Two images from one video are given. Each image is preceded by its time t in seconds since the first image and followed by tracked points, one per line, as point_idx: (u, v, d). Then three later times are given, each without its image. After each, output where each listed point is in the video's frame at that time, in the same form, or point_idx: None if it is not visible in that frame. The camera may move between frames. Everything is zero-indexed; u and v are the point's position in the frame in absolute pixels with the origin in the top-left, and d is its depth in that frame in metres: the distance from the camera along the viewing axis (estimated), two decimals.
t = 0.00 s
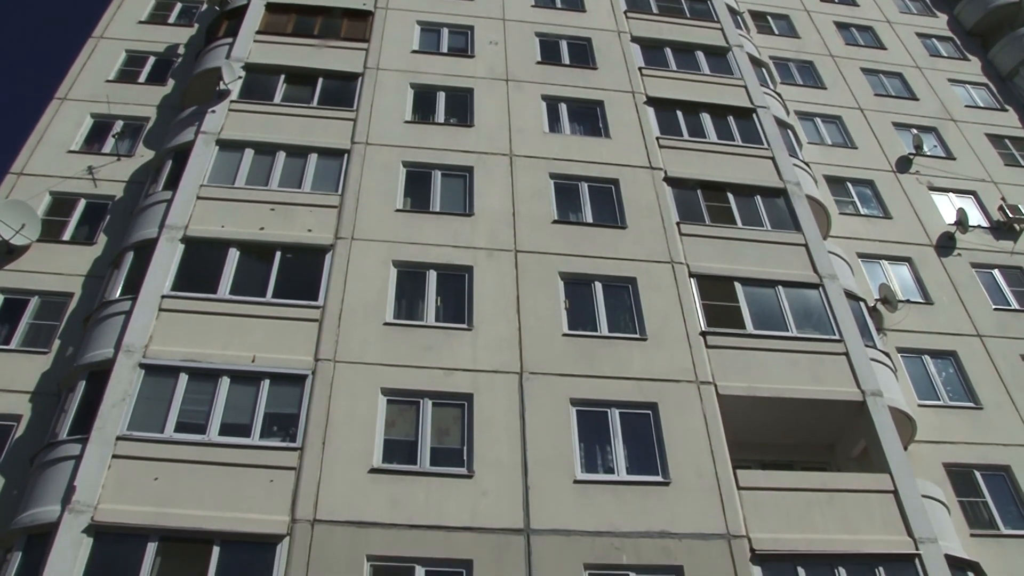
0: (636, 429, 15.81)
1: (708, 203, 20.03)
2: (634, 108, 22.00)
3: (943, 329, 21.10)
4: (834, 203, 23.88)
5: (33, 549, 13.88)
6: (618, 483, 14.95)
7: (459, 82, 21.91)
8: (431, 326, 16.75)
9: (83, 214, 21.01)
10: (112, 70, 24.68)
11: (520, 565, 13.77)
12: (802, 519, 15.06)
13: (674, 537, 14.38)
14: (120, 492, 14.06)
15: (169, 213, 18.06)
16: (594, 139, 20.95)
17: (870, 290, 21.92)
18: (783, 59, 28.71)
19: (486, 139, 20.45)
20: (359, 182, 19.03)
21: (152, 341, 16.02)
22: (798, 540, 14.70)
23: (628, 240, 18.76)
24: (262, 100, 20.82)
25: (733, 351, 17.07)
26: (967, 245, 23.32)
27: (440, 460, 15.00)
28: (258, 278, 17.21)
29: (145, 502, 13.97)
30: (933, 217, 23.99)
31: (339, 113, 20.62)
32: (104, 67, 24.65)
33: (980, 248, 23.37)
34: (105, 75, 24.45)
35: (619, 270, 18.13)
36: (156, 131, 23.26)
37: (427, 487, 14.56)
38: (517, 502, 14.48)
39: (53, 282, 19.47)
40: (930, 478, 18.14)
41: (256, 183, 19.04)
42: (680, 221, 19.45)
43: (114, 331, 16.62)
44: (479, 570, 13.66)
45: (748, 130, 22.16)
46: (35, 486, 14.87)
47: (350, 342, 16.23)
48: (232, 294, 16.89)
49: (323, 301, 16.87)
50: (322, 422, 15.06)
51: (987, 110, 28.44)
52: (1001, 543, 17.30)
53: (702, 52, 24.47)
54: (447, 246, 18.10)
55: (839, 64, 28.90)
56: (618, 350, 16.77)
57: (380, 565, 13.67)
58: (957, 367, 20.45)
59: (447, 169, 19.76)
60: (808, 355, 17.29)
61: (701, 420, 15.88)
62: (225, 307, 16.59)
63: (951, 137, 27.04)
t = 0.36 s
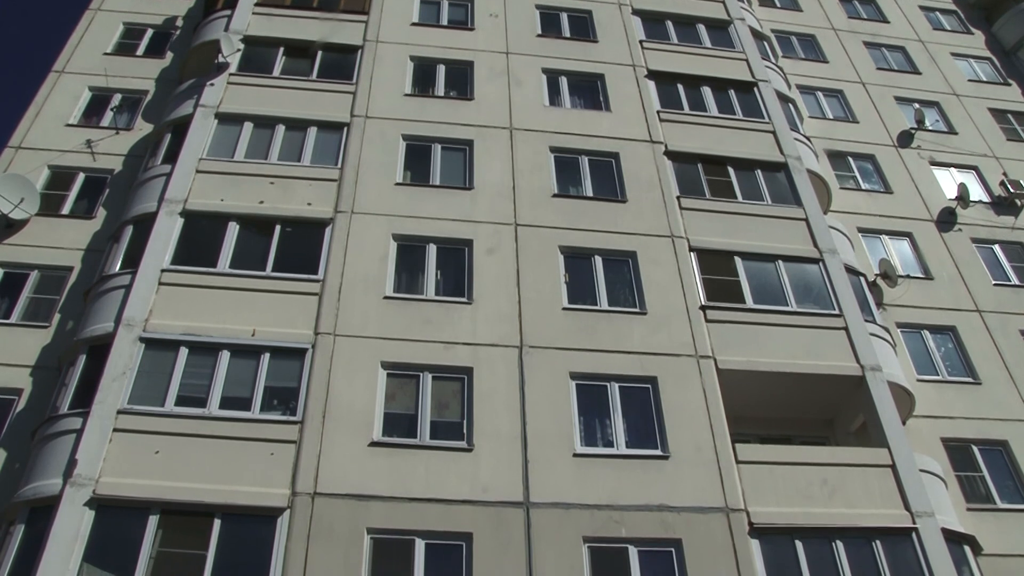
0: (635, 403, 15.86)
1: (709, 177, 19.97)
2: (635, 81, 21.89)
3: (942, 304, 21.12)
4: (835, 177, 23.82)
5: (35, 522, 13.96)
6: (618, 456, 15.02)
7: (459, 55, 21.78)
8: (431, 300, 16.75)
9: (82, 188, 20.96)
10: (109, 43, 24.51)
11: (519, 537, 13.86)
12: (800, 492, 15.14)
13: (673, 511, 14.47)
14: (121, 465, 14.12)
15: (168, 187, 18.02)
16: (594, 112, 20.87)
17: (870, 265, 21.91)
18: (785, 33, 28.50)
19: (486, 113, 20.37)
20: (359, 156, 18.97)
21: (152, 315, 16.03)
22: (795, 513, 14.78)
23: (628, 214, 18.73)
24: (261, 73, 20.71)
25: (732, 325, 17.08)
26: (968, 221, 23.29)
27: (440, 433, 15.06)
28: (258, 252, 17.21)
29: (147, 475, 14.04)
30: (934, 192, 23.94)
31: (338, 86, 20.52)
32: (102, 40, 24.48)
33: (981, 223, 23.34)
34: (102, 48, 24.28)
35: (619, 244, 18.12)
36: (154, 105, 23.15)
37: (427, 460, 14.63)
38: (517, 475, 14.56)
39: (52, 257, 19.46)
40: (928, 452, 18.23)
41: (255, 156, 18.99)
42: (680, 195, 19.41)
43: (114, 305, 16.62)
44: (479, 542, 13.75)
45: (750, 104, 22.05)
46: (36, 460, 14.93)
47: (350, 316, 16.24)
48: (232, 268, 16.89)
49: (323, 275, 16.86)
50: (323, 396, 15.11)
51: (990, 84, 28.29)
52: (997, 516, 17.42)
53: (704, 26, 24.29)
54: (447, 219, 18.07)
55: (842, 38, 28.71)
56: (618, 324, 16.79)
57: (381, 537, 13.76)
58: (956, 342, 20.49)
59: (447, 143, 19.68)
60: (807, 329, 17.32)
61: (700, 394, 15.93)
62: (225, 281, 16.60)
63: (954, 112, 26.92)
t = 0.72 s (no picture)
0: (635, 380, 15.90)
1: (709, 154, 19.91)
2: (636, 57, 21.77)
3: (942, 282, 21.12)
4: (836, 155, 23.75)
5: (37, 499, 14.02)
6: (617, 433, 15.07)
7: (459, 31, 21.64)
8: (431, 277, 16.75)
9: (81, 164, 20.91)
10: (107, 18, 24.35)
11: (519, 513, 13.94)
12: (799, 469, 15.20)
13: (672, 487, 14.53)
14: (122, 442, 14.17)
15: (167, 164, 17.98)
16: (595, 89, 20.77)
17: (871, 243, 21.89)
18: (787, 9, 28.30)
19: (486, 89, 20.27)
20: (358, 133, 18.90)
21: (152, 292, 16.04)
22: (794, 490, 14.85)
23: (629, 191, 18.68)
24: (260, 49, 20.59)
25: (732, 303, 17.09)
26: (969, 199, 23.24)
27: (440, 409, 15.10)
28: (257, 228, 17.19)
29: (148, 451, 14.09)
30: (935, 170, 23.88)
31: (337, 62, 20.40)
32: (99, 16, 24.31)
33: (982, 202, 23.30)
34: (99, 23, 24.12)
35: (619, 221, 18.09)
36: (153, 81, 23.03)
37: (427, 436, 14.68)
38: (517, 451, 14.62)
39: (52, 234, 19.44)
40: (926, 430, 18.30)
41: (254, 133, 18.92)
42: (681, 172, 19.36)
43: (114, 282, 16.62)
44: (478, 518, 13.83)
45: (751, 81, 21.94)
46: (38, 436, 14.97)
47: (350, 293, 16.24)
48: (232, 245, 16.88)
49: (323, 252, 16.85)
50: (323, 373, 15.14)
51: (993, 62, 28.12)
52: (994, 493, 17.52)
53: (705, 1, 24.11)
54: (447, 196, 18.02)
55: (844, 14, 28.50)
56: (618, 301, 16.80)
57: (381, 513, 13.83)
58: (956, 321, 20.51)
59: (447, 119, 19.61)
60: (807, 306, 17.33)
61: (699, 371, 15.96)
62: (225, 257, 16.58)
63: (956, 89, 26.79)
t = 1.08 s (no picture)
0: (635, 357, 15.92)
1: (709, 131, 19.83)
2: (636, 34, 21.63)
3: (942, 260, 21.10)
4: (837, 132, 23.65)
5: (39, 475, 14.08)
6: (617, 410, 15.11)
7: (458, 7, 21.47)
8: (431, 254, 16.73)
9: (79, 142, 20.84)
10: None
11: (518, 490, 14.01)
12: (797, 446, 15.25)
13: (671, 464, 14.60)
14: (123, 419, 14.20)
15: (166, 141, 17.91)
16: (595, 66, 20.65)
17: (871, 221, 21.86)
18: None
19: (485, 66, 20.15)
20: (357, 109, 18.82)
21: (152, 269, 16.03)
22: (792, 467, 14.90)
23: (628, 168, 18.62)
24: (258, 25, 20.46)
25: (732, 280, 17.08)
26: (970, 177, 23.18)
27: (440, 386, 15.14)
28: (257, 206, 17.16)
29: (148, 428, 14.12)
30: (936, 148, 23.80)
31: (336, 38, 20.28)
32: None
33: (983, 179, 23.24)
34: None
35: (619, 198, 18.05)
36: (150, 57, 22.91)
37: (427, 413, 14.72)
38: (517, 428, 14.66)
39: (51, 211, 19.39)
40: (924, 408, 18.35)
41: (253, 110, 18.83)
42: (681, 149, 19.29)
43: (113, 260, 16.60)
44: (478, 495, 13.89)
45: (752, 58, 21.81)
46: (38, 414, 14.99)
47: (350, 270, 16.22)
48: (231, 222, 16.85)
49: (322, 230, 16.83)
50: (323, 350, 15.15)
51: (996, 39, 27.94)
52: (991, 471, 17.60)
53: None
54: (447, 173, 17.97)
55: None
56: (618, 278, 16.79)
57: (381, 490, 13.90)
58: (955, 299, 20.51)
59: (446, 96, 19.51)
60: (807, 284, 17.32)
61: (699, 349, 15.99)
62: (224, 235, 16.56)
63: (959, 66, 26.64)
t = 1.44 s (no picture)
0: (634, 335, 15.94)
1: (711, 109, 19.76)
2: (638, 11, 21.49)
3: (943, 240, 21.08)
4: (839, 110, 23.57)
5: (41, 453, 14.12)
6: (616, 388, 15.14)
7: None
8: (431, 232, 16.71)
9: (77, 120, 20.78)
10: None
11: (518, 467, 14.07)
12: (796, 424, 15.30)
13: (670, 442, 14.65)
14: (123, 397, 14.23)
15: (165, 119, 17.85)
16: (596, 43, 20.53)
17: (872, 200, 21.83)
18: None
19: (485, 43, 20.05)
20: (357, 87, 18.75)
21: (152, 248, 16.02)
22: (791, 445, 14.95)
23: (629, 146, 18.57)
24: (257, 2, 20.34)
25: (732, 258, 17.07)
26: (972, 156, 23.12)
27: (440, 364, 15.16)
28: (257, 184, 17.14)
29: (149, 406, 14.16)
30: (938, 127, 23.71)
31: (335, 15, 20.16)
32: None
33: (985, 158, 23.17)
34: None
35: (620, 176, 18.00)
36: (148, 34, 22.80)
37: (427, 391, 14.75)
38: (516, 406, 14.70)
39: (50, 190, 19.35)
40: (923, 386, 18.40)
41: (252, 87, 18.76)
42: (681, 127, 19.22)
43: (113, 238, 16.58)
44: (478, 473, 13.95)
45: (754, 35, 21.69)
46: (39, 392, 15.02)
47: (350, 248, 16.21)
48: (231, 200, 16.82)
49: (322, 208, 16.80)
50: (323, 327, 15.17)
51: (1000, 16, 27.75)
52: (989, 449, 17.68)
53: None
54: (447, 151, 17.92)
55: None
56: (618, 256, 16.78)
57: (381, 468, 13.95)
58: (955, 279, 20.51)
59: (446, 73, 19.42)
60: (807, 262, 17.31)
61: (698, 327, 16.00)
62: (224, 213, 16.54)
63: (962, 44, 26.49)
